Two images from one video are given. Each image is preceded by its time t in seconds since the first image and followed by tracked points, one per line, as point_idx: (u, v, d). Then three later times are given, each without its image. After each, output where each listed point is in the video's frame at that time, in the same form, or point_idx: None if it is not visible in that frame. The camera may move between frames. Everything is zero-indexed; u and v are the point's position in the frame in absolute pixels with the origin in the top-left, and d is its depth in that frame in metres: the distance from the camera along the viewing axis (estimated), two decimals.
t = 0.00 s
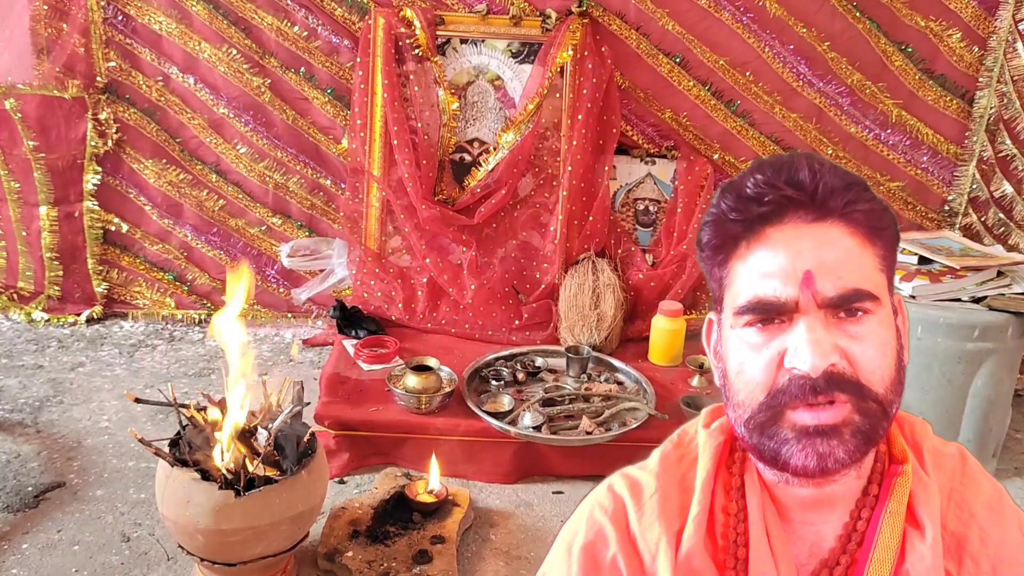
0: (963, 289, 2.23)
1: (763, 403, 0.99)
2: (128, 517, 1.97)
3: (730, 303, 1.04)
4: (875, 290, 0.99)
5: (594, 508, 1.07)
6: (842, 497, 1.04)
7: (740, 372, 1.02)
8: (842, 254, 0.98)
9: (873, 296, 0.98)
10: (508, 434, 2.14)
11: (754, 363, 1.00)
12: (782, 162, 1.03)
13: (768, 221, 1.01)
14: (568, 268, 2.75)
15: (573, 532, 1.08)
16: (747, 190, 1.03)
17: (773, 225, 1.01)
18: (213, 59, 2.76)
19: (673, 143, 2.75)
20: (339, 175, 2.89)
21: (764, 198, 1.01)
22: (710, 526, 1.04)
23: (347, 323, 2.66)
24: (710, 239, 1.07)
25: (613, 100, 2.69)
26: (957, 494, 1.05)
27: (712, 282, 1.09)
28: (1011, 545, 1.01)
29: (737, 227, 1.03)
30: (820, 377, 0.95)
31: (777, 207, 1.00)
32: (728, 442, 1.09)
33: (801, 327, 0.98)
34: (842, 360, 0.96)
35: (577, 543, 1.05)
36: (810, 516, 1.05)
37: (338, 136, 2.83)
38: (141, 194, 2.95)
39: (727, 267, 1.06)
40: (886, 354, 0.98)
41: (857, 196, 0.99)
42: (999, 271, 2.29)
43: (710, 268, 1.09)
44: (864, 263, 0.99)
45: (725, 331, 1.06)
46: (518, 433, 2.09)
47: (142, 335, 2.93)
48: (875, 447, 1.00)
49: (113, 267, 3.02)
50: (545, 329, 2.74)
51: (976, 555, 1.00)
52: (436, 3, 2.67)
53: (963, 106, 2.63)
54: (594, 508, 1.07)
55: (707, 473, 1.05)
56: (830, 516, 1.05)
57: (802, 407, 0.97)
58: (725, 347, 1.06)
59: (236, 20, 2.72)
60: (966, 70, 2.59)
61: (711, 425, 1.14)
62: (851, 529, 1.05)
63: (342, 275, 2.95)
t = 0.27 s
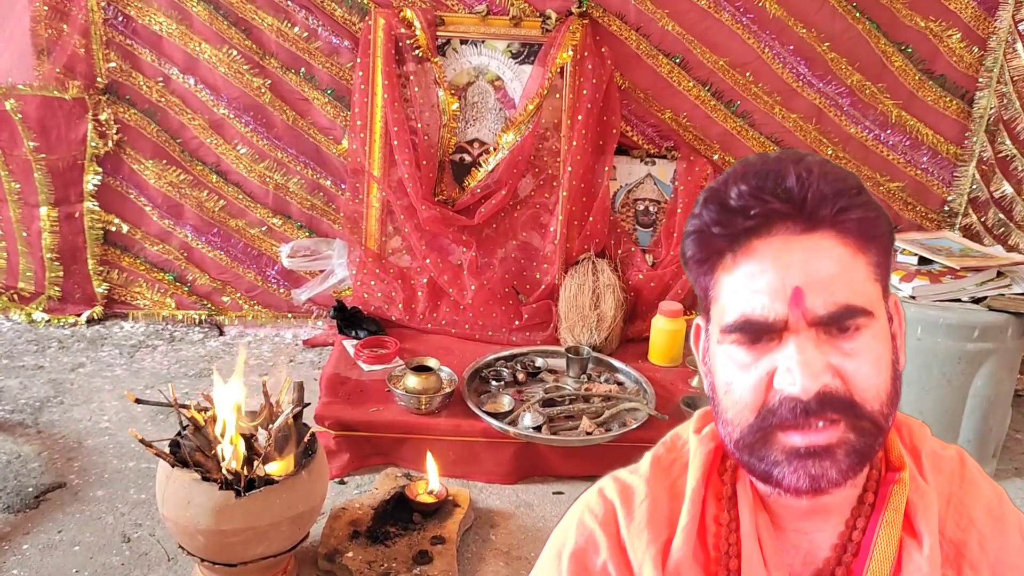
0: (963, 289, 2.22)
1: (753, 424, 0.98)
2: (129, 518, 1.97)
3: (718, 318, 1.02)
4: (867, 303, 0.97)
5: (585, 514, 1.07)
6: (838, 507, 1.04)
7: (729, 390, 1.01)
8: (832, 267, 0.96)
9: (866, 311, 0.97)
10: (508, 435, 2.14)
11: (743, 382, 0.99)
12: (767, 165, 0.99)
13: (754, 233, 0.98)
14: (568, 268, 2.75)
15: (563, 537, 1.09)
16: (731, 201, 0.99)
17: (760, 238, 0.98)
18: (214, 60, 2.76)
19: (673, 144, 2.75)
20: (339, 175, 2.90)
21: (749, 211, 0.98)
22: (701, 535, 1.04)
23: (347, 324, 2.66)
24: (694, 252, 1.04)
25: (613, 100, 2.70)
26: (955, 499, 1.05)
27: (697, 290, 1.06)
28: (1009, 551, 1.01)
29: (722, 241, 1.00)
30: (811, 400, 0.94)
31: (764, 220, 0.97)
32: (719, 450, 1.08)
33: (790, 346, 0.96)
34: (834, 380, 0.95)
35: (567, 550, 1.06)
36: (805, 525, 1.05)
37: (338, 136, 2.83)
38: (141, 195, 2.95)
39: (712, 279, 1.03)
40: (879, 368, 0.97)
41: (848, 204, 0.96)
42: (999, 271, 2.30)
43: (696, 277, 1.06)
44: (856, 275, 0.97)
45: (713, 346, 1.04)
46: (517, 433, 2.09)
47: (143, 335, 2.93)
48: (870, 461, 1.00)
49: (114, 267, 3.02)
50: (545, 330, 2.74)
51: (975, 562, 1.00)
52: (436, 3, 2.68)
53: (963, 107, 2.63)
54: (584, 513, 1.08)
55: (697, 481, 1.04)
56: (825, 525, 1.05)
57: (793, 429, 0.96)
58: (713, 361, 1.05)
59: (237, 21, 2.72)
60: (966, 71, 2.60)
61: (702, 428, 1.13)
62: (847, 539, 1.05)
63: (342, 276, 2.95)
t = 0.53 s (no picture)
0: (964, 289, 2.23)
1: (746, 436, 0.99)
2: (130, 518, 1.97)
3: (709, 331, 1.03)
4: (859, 312, 0.96)
5: (585, 517, 1.07)
6: (839, 511, 1.04)
7: (722, 402, 1.01)
8: (820, 278, 0.95)
9: (858, 320, 0.96)
10: (509, 436, 2.14)
11: (735, 394, 0.99)
12: (749, 174, 0.98)
13: (741, 245, 0.98)
14: (569, 269, 2.76)
15: (562, 540, 1.08)
16: (716, 213, 0.99)
17: (747, 249, 0.97)
18: (215, 61, 2.76)
19: (673, 145, 2.75)
20: (339, 176, 2.90)
21: (734, 224, 0.97)
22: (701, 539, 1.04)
23: (348, 325, 2.67)
24: (684, 264, 1.04)
25: (614, 101, 2.70)
26: (957, 503, 1.05)
27: (690, 299, 1.07)
28: (1012, 554, 1.01)
29: (710, 254, 1.00)
30: (803, 414, 0.94)
31: (749, 232, 0.97)
32: (718, 455, 1.09)
33: (781, 360, 0.96)
34: (825, 392, 0.95)
35: (567, 553, 1.05)
36: (805, 529, 1.05)
37: (339, 137, 2.84)
38: (142, 196, 2.95)
39: (703, 291, 1.03)
40: (873, 377, 0.96)
41: (837, 211, 0.95)
42: (999, 272, 2.30)
43: (688, 288, 1.06)
44: (846, 284, 0.96)
45: (706, 357, 1.05)
46: (518, 434, 2.09)
47: (144, 336, 2.93)
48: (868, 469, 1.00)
49: (114, 268, 3.02)
50: (545, 330, 2.75)
51: (978, 566, 1.00)
52: (437, 4, 2.68)
53: (963, 107, 2.63)
54: (584, 516, 1.08)
55: (698, 485, 1.04)
56: (826, 530, 1.05)
57: (787, 441, 0.96)
58: (707, 371, 1.05)
59: (237, 22, 2.72)
60: (967, 71, 2.59)
61: (702, 431, 1.13)
62: (848, 544, 1.05)
63: (342, 277, 2.95)
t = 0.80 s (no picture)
0: (964, 289, 2.23)
1: (757, 426, 0.99)
2: (130, 519, 1.97)
3: (723, 322, 1.03)
4: (871, 306, 0.97)
5: (591, 514, 1.07)
6: (844, 508, 1.04)
7: (733, 393, 1.01)
8: (834, 271, 0.96)
9: (869, 314, 0.97)
10: (510, 436, 2.14)
11: (747, 384, 1.00)
12: (768, 171, 1.00)
13: (757, 237, 0.99)
14: (570, 270, 2.75)
15: (568, 538, 1.08)
16: (733, 205, 1.00)
17: (763, 241, 0.98)
18: (215, 62, 2.76)
19: (674, 145, 2.75)
20: (339, 176, 2.90)
21: (751, 215, 0.98)
22: (708, 535, 1.04)
23: (348, 326, 2.67)
24: (700, 256, 1.05)
25: (614, 102, 2.69)
26: (960, 502, 1.05)
27: (703, 291, 1.08)
28: (1014, 554, 1.01)
29: (726, 246, 1.01)
30: (814, 403, 0.95)
31: (766, 224, 0.98)
32: (726, 451, 1.08)
33: (793, 350, 0.97)
34: (837, 383, 0.95)
35: (574, 550, 1.05)
36: (810, 526, 1.05)
37: (339, 138, 2.83)
38: (142, 196, 2.95)
39: (718, 283, 1.04)
40: (883, 371, 0.97)
41: (851, 207, 0.96)
42: (1000, 272, 2.29)
43: (701, 281, 1.07)
44: (859, 279, 0.97)
45: (718, 349, 1.05)
46: (519, 435, 2.09)
47: (144, 336, 2.93)
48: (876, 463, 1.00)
49: (115, 269, 3.02)
50: (546, 331, 2.75)
51: (979, 565, 1.00)
52: (437, 5, 2.68)
53: (964, 108, 2.63)
54: (590, 514, 1.07)
55: (706, 482, 1.04)
56: (830, 526, 1.05)
57: (797, 431, 0.96)
58: (718, 364, 1.06)
59: (238, 22, 2.72)
60: (967, 71, 2.59)
61: (710, 428, 1.13)
62: (852, 540, 1.05)
63: (342, 277, 2.95)
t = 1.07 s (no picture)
0: (964, 289, 2.23)
1: (775, 387, 0.99)
2: (130, 520, 1.97)
3: (746, 289, 1.04)
4: (891, 283, 0.99)
5: (599, 505, 1.07)
6: (847, 495, 1.04)
7: (752, 356, 1.02)
8: (861, 244, 0.99)
9: (889, 289, 0.99)
10: (510, 437, 2.14)
11: (768, 346, 1.00)
12: (806, 157, 1.05)
13: (789, 208, 1.01)
14: (570, 270, 2.75)
15: (577, 528, 1.08)
16: (771, 178, 1.04)
17: (795, 212, 1.01)
18: (215, 62, 2.76)
19: (674, 145, 2.75)
20: (340, 177, 2.90)
21: (786, 186, 1.02)
22: (715, 523, 1.04)
23: (348, 326, 2.66)
24: (730, 225, 1.07)
25: (614, 103, 2.69)
26: (960, 496, 1.05)
27: (726, 266, 1.09)
28: (1013, 548, 1.01)
29: (758, 213, 1.03)
30: (834, 362, 0.95)
31: (799, 195, 1.01)
32: (736, 438, 1.09)
33: (817, 311, 0.98)
34: (856, 347, 0.96)
35: (583, 539, 1.05)
36: (814, 514, 1.05)
37: (339, 138, 2.83)
38: (142, 197, 2.95)
39: (743, 253, 1.05)
40: (899, 345, 0.97)
41: (875, 192, 1.00)
42: (1000, 272, 2.29)
43: (726, 255, 1.09)
44: (881, 257, 0.99)
45: (739, 317, 1.06)
46: (519, 436, 2.09)
47: (144, 337, 2.93)
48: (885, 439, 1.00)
49: (115, 269, 3.02)
50: (546, 331, 2.75)
51: (979, 558, 1.00)
52: (437, 5, 2.68)
53: (964, 108, 2.63)
54: (599, 504, 1.07)
55: (713, 472, 1.04)
56: (833, 514, 1.05)
57: (814, 392, 0.97)
58: (738, 334, 1.06)
59: (238, 23, 2.72)
60: (968, 71, 2.59)
61: (718, 421, 1.13)
62: (855, 528, 1.05)
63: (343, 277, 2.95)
